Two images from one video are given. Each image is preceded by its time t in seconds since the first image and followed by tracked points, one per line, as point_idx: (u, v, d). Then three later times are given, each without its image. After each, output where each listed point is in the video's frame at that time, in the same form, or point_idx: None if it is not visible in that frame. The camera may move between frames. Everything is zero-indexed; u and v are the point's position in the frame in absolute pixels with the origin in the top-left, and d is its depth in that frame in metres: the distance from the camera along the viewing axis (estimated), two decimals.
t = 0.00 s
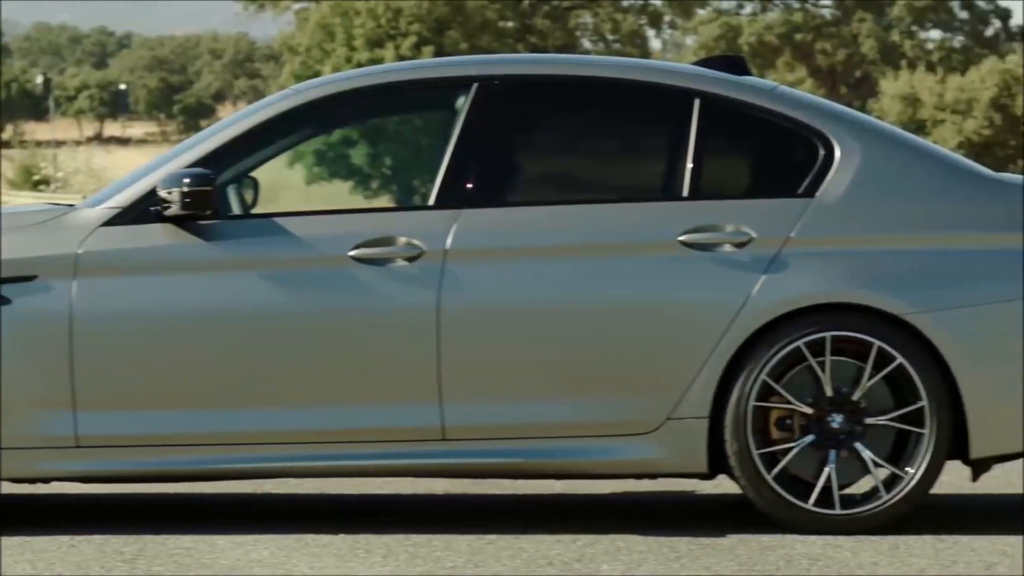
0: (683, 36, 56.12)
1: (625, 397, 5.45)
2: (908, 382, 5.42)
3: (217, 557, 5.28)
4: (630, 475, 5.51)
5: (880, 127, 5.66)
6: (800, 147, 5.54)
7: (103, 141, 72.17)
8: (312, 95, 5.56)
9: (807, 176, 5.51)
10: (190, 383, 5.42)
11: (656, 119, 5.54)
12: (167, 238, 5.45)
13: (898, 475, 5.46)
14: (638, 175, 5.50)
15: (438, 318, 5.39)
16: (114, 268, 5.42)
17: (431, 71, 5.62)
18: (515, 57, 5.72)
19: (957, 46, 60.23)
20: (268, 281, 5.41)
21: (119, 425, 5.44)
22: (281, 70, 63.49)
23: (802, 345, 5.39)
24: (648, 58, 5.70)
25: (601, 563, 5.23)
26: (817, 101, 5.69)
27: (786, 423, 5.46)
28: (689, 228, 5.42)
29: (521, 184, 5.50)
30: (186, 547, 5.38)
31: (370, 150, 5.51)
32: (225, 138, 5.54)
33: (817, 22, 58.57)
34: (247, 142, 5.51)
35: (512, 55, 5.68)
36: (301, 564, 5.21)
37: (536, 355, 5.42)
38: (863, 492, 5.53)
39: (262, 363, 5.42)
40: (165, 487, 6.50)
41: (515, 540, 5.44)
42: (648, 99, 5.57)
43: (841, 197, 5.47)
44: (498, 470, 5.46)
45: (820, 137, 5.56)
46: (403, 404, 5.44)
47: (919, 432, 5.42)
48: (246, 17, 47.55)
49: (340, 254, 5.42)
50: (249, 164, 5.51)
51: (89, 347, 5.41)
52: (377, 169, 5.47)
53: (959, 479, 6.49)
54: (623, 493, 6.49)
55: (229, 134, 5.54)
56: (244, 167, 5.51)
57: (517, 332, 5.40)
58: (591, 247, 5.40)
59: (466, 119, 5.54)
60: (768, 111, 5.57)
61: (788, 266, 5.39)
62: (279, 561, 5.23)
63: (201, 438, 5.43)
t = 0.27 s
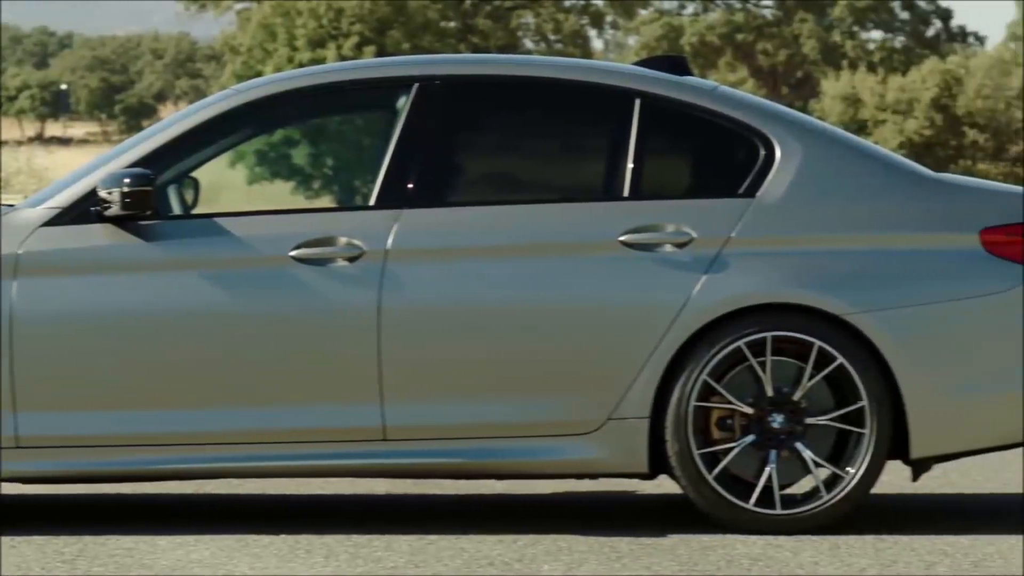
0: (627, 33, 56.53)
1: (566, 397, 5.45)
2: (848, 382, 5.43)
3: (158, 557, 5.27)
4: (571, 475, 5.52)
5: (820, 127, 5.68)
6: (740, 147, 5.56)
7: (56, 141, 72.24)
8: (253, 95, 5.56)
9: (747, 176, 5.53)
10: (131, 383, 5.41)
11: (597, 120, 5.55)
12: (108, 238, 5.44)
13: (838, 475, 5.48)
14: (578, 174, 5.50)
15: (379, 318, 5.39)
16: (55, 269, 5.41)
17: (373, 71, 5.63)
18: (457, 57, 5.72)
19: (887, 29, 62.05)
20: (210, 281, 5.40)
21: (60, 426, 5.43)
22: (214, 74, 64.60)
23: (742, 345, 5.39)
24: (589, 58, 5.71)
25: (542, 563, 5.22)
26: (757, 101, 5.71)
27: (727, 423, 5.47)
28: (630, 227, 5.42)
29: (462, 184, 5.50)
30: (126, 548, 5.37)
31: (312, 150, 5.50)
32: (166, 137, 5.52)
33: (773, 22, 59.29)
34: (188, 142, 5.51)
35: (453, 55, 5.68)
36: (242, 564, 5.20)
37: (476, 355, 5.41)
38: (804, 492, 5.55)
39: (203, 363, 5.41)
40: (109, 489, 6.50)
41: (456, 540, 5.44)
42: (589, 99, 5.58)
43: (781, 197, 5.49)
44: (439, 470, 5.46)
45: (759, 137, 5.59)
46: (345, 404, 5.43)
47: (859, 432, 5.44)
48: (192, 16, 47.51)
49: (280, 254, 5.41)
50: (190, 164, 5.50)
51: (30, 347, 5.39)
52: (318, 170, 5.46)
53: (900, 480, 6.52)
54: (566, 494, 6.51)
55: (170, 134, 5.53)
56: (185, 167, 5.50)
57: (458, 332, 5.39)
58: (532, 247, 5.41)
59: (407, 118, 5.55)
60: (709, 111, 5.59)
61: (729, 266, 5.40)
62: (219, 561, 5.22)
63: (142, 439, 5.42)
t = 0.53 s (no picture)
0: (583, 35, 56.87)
1: (516, 397, 5.45)
2: (798, 382, 5.44)
3: (107, 558, 5.26)
4: (522, 475, 5.52)
5: (770, 127, 5.69)
6: (690, 147, 5.57)
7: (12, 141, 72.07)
8: (204, 96, 5.55)
9: (697, 176, 5.54)
10: (83, 384, 5.41)
11: (547, 120, 5.55)
12: (57, 238, 5.43)
13: (787, 475, 5.49)
14: (528, 175, 5.50)
15: (328, 318, 5.38)
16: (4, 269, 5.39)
17: (323, 71, 5.63)
18: (408, 57, 5.72)
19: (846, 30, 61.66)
20: (159, 282, 5.40)
21: (9, 426, 5.42)
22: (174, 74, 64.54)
23: (692, 345, 5.40)
24: (538, 58, 5.72)
25: (492, 563, 5.22)
26: (708, 101, 5.71)
27: (676, 423, 5.47)
28: (580, 227, 5.43)
29: (412, 184, 5.50)
30: (75, 548, 5.36)
31: (262, 150, 5.49)
32: (116, 137, 5.51)
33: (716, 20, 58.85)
34: (137, 142, 5.50)
35: (403, 55, 5.67)
36: (191, 565, 5.18)
37: (426, 356, 5.41)
38: (753, 492, 5.56)
39: (152, 363, 5.40)
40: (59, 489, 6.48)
41: (406, 540, 5.45)
42: (540, 99, 5.58)
43: (731, 197, 5.50)
44: (390, 470, 5.46)
45: (709, 137, 5.60)
46: (294, 404, 5.43)
47: (808, 432, 5.45)
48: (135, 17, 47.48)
49: (229, 254, 5.41)
50: (140, 164, 5.49)
51: None
52: (269, 170, 5.44)
53: (850, 480, 6.57)
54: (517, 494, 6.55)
55: (120, 134, 5.51)
56: (134, 167, 5.49)
57: (408, 332, 5.39)
58: (482, 247, 5.41)
59: (356, 118, 5.55)
60: (659, 112, 5.59)
61: (679, 266, 5.40)
62: (169, 562, 5.21)
63: (92, 439, 5.41)
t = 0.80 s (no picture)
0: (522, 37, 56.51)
1: (468, 397, 5.45)
2: (749, 383, 5.45)
3: (58, 558, 5.24)
4: (474, 476, 5.51)
5: (722, 128, 5.70)
6: (641, 147, 5.57)
7: None
8: (155, 96, 5.54)
9: (649, 176, 5.54)
10: (35, 385, 5.40)
11: (498, 120, 5.56)
12: (8, 239, 5.41)
13: (739, 475, 5.50)
14: (480, 174, 5.50)
15: (280, 319, 5.38)
16: None
17: (274, 71, 5.62)
18: (360, 57, 5.72)
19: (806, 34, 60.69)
20: (110, 282, 5.38)
21: None
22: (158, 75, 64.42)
23: (644, 345, 5.41)
24: (488, 58, 5.72)
25: (444, 563, 5.21)
26: (660, 101, 5.72)
27: (628, 423, 5.48)
28: (532, 228, 5.43)
29: (364, 184, 5.50)
30: (26, 549, 5.35)
31: (215, 150, 5.50)
32: (67, 137, 5.50)
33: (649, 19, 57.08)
34: (89, 142, 5.49)
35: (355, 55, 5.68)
36: (143, 566, 5.16)
37: (378, 356, 5.41)
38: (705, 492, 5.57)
39: (102, 364, 5.39)
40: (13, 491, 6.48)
41: (358, 541, 5.45)
42: (491, 99, 5.59)
43: (683, 197, 5.51)
44: (342, 471, 5.45)
45: (660, 136, 5.61)
46: (246, 405, 5.42)
47: (760, 432, 5.46)
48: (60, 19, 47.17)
49: (181, 254, 5.40)
50: (91, 164, 5.48)
51: None
52: (222, 170, 5.47)
53: (801, 480, 6.61)
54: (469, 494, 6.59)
55: (71, 134, 5.51)
56: (86, 168, 5.48)
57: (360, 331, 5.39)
58: (433, 247, 5.41)
59: (308, 118, 5.55)
60: (610, 112, 5.60)
61: (631, 266, 5.41)
62: (121, 562, 5.18)
63: (42, 440, 5.40)
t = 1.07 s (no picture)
0: (493, 37, 56.30)
1: (425, 397, 5.45)
2: (705, 383, 5.45)
3: (14, 559, 5.22)
4: (431, 476, 5.52)
5: (678, 128, 5.71)
6: (597, 147, 5.59)
7: None
8: (111, 95, 5.54)
9: (604, 176, 5.55)
10: None
11: (454, 119, 5.56)
12: None
13: (695, 474, 5.50)
14: (435, 174, 5.51)
15: (236, 319, 5.37)
16: None
17: (230, 70, 5.62)
18: (316, 57, 5.72)
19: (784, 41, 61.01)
20: (66, 282, 5.37)
21: None
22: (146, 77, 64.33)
23: (599, 345, 5.41)
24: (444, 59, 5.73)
25: (400, 563, 5.20)
26: (616, 101, 5.73)
27: (584, 423, 5.48)
28: (489, 228, 5.43)
29: (320, 184, 5.49)
30: None
31: (171, 150, 5.48)
32: (22, 137, 5.49)
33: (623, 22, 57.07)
34: (45, 142, 5.48)
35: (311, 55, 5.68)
36: (98, 566, 5.14)
37: (334, 356, 5.41)
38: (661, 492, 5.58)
39: (60, 364, 5.37)
40: None
41: (314, 540, 5.45)
42: (447, 99, 5.58)
43: (639, 197, 5.51)
44: (298, 470, 5.46)
45: (615, 137, 5.62)
46: (202, 405, 5.41)
47: (716, 432, 5.47)
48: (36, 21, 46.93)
49: (137, 254, 5.39)
50: (47, 164, 5.47)
51: None
52: (178, 170, 5.45)
53: (758, 480, 6.64)
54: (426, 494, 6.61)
55: (27, 134, 5.50)
56: (41, 167, 5.47)
57: (316, 331, 5.39)
58: (388, 247, 5.41)
59: (264, 118, 5.55)
60: (565, 112, 5.61)
61: (587, 266, 5.41)
62: (76, 563, 5.17)
63: None
